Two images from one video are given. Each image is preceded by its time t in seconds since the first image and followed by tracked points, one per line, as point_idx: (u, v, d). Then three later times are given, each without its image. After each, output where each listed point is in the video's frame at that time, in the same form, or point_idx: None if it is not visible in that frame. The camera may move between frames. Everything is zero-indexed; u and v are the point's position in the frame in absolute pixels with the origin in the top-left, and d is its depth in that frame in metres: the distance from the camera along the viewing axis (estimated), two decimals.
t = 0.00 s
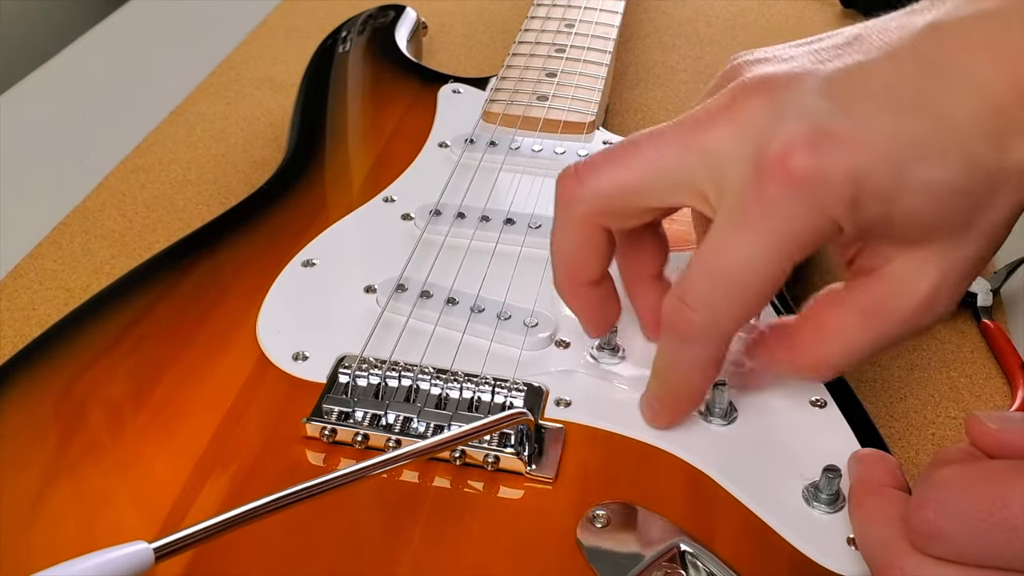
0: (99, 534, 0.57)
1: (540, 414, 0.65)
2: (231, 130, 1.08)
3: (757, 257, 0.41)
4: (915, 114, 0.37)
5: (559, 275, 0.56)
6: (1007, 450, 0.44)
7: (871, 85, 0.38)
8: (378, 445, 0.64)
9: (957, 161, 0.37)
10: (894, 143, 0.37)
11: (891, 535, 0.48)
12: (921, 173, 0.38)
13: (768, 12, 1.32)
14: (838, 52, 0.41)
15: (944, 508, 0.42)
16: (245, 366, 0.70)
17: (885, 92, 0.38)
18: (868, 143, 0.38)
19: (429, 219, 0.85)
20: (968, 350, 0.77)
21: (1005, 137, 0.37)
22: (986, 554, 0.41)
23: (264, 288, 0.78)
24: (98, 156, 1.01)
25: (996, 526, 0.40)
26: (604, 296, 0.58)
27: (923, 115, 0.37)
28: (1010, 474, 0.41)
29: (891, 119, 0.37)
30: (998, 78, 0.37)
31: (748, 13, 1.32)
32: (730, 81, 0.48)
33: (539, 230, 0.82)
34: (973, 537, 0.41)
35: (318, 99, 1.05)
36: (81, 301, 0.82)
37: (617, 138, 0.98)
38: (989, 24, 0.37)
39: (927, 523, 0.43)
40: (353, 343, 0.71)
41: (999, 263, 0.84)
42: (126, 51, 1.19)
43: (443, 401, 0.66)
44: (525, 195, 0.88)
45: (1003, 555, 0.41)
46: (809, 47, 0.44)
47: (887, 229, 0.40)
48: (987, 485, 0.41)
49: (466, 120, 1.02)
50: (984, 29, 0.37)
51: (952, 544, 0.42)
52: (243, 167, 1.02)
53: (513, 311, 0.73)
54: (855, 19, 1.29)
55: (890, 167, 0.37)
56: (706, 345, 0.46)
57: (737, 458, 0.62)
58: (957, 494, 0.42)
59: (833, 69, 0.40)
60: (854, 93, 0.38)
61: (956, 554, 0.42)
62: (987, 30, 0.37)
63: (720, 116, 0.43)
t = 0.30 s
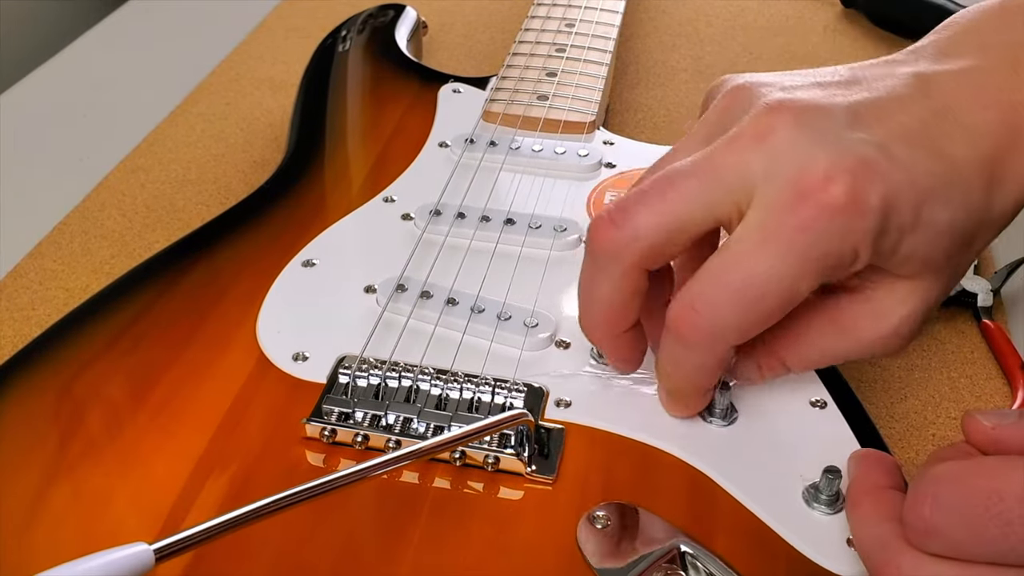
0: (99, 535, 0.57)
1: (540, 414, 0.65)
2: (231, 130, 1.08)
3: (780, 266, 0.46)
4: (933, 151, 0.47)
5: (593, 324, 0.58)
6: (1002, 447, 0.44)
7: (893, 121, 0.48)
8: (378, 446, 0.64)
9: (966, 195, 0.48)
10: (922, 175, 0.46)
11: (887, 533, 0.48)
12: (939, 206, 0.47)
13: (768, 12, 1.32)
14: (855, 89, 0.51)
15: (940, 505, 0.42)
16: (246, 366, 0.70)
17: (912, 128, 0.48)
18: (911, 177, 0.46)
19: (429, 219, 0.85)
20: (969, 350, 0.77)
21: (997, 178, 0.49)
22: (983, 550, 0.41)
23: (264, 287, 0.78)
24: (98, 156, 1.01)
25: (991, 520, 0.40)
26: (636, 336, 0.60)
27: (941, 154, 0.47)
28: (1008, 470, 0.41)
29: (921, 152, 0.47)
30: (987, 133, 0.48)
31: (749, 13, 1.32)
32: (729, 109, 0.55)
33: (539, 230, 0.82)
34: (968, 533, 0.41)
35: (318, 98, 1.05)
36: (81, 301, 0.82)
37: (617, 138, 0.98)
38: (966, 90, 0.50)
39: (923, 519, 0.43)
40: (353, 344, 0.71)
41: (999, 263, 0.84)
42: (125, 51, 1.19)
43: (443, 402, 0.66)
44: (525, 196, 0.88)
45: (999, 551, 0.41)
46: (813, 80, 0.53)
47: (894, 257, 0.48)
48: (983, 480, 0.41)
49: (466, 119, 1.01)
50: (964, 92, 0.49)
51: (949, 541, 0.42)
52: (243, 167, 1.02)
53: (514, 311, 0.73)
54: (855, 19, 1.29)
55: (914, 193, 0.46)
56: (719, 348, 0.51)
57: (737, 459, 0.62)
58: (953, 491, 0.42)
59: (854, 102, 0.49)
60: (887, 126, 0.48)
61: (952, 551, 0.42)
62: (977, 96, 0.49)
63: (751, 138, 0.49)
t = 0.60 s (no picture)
0: (100, 534, 0.57)
1: (542, 414, 0.65)
2: (232, 130, 1.08)
3: (744, 255, 0.43)
4: (903, 140, 0.43)
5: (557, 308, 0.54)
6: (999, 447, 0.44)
7: (859, 110, 0.44)
8: (380, 445, 0.64)
9: (945, 180, 0.43)
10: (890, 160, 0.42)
11: (886, 532, 0.48)
12: (904, 185, 0.43)
13: (769, 12, 1.32)
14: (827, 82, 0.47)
15: (942, 502, 0.42)
16: (247, 365, 0.70)
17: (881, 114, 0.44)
18: (872, 166, 0.42)
19: (431, 218, 0.85)
20: (969, 350, 0.78)
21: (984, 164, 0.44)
22: (985, 546, 0.41)
23: (265, 287, 0.78)
24: (99, 156, 1.01)
25: (993, 516, 0.40)
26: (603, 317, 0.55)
27: (912, 139, 0.43)
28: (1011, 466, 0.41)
29: (891, 139, 0.43)
30: (964, 116, 0.43)
31: (749, 13, 1.33)
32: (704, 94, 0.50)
33: (541, 230, 0.82)
34: (970, 530, 0.41)
35: (319, 99, 1.05)
36: (81, 301, 0.82)
37: (618, 138, 0.98)
38: (946, 74, 0.45)
39: (925, 517, 0.43)
40: (355, 343, 0.71)
41: (999, 264, 0.84)
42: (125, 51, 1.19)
43: (445, 401, 0.66)
44: (526, 195, 0.88)
45: (1000, 547, 0.41)
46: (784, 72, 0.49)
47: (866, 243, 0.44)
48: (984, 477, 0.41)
49: (467, 120, 1.02)
50: (941, 76, 0.45)
51: (952, 538, 0.42)
52: (243, 167, 1.02)
53: (515, 311, 0.73)
54: (856, 19, 1.29)
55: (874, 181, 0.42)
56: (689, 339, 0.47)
57: (739, 459, 0.62)
58: (954, 488, 0.42)
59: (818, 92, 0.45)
60: (853, 114, 0.44)
61: (953, 548, 0.43)
62: (957, 77, 0.44)
63: (720, 130, 0.45)
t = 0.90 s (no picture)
0: (99, 535, 0.57)
1: (541, 414, 0.65)
2: (231, 129, 1.08)
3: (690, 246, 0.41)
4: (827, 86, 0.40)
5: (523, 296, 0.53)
6: (997, 446, 0.44)
7: (773, 64, 0.41)
8: (379, 445, 0.64)
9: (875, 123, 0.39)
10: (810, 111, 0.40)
11: (884, 532, 0.48)
12: (830, 128, 0.39)
13: (769, 12, 1.32)
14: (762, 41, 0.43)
15: (941, 501, 0.43)
16: (246, 365, 0.70)
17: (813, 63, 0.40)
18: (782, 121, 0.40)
19: (430, 218, 0.85)
20: (968, 350, 0.77)
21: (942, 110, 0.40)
22: (984, 544, 0.41)
23: (263, 286, 0.78)
24: (98, 155, 1.01)
25: (992, 515, 0.40)
26: (577, 302, 0.53)
27: (846, 84, 0.40)
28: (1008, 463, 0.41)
29: (824, 90, 0.40)
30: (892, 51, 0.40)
31: (749, 13, 1.33)
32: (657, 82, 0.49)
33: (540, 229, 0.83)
34: (969, 529, 0.41)
35: (319, 98, 1.05)
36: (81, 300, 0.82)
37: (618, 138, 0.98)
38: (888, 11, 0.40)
39: (924, 516, 0.43)
40: (354, 342, 0.71)
41: (998, 264, 0.84)
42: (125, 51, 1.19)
43: (444, 401, 0.66)
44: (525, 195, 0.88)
45: (998, 547, 0.41)
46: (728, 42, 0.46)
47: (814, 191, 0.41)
48: (982, 475, 0.41)
49: (466, 119, 1.02)
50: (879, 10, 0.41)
51: (950, 536, 0.42)
52: (243, 167, 1.02)
53: (514, 310, 0.73)
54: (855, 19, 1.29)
55: (793, 138, 0.39)
56: (662, 331, 0.44)
57: (737, 457, 0.62)
58: (953, 486, 0.42)
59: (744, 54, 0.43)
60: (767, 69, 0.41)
61: (951, 547, 0.43)
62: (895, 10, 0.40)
63: (648, 123, 0.44)
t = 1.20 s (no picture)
0: (100, 534, 0.57)
1: (542, 414, 0.65)
2: (232, 129, 1.08)
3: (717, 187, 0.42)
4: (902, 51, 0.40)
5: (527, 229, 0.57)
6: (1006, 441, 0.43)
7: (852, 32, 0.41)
8: (380, 445, 0.64)
9: (913, 78, 0.40)
10: (855, 68, 0.40)
11: (885, 530, 0.48)
12: (876, 88, 0.40)
13: (769, 12, 1.32)
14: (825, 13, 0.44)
15: (943, 495, 0.42)
16: (247, 364, 0.70)
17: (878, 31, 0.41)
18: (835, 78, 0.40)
19: (431, 218, 0.85)
20: (970, 350, 0.77)
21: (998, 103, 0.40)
22: (987, 540, 0.41)
23: (265, 286, 0.78)
24: (99, 155, 1.01)
25: (993, 510, 0.40)
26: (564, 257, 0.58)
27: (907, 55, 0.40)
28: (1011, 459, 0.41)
29: (878, 51, 0.40)
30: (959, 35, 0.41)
31: (750, 13, 1.32)
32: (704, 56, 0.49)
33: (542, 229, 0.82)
34: (971, 525, 0.41)
35: (319, 98, 1.05)
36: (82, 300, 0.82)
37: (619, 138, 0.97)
38: None
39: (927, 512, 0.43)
40: (355, 343, 0.71)
41: (999, 263, 0.84)
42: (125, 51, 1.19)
43: (446, 401, 0.66)
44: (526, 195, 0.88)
45: (1000, 542, 0.41)
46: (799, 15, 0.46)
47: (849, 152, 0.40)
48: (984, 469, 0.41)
49: (467, 119, 1.01)
50: None
51: (952, 531, 0.42)
52: (244, 166, 1.02)
53: (516, 311, 0.73)
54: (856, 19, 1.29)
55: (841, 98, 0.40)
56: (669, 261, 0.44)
57: (739, 456, 0.62)
58: (954, 483, 0.42)
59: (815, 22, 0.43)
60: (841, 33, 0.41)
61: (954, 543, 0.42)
62: None
63: (697, 79, 0.45)
